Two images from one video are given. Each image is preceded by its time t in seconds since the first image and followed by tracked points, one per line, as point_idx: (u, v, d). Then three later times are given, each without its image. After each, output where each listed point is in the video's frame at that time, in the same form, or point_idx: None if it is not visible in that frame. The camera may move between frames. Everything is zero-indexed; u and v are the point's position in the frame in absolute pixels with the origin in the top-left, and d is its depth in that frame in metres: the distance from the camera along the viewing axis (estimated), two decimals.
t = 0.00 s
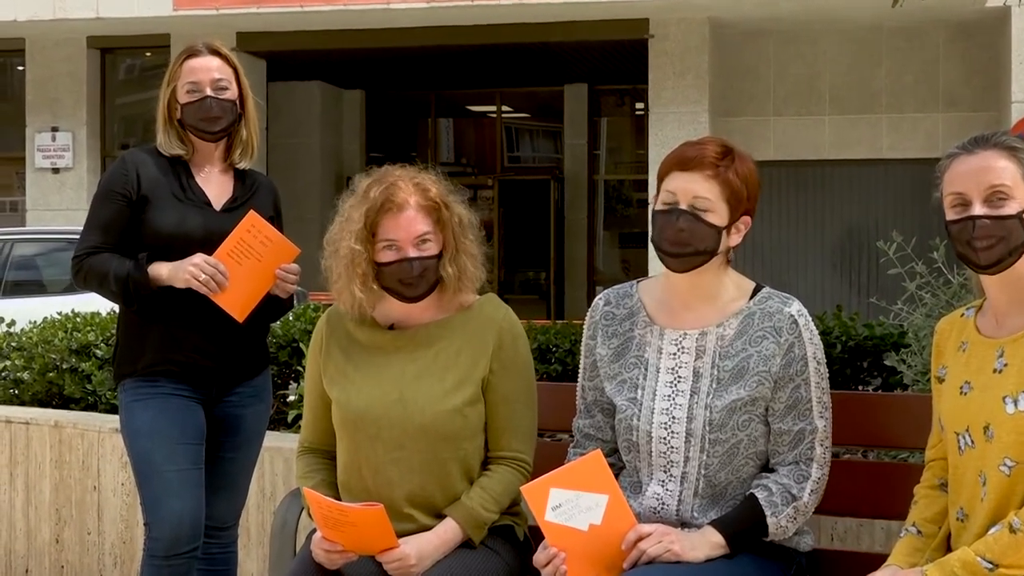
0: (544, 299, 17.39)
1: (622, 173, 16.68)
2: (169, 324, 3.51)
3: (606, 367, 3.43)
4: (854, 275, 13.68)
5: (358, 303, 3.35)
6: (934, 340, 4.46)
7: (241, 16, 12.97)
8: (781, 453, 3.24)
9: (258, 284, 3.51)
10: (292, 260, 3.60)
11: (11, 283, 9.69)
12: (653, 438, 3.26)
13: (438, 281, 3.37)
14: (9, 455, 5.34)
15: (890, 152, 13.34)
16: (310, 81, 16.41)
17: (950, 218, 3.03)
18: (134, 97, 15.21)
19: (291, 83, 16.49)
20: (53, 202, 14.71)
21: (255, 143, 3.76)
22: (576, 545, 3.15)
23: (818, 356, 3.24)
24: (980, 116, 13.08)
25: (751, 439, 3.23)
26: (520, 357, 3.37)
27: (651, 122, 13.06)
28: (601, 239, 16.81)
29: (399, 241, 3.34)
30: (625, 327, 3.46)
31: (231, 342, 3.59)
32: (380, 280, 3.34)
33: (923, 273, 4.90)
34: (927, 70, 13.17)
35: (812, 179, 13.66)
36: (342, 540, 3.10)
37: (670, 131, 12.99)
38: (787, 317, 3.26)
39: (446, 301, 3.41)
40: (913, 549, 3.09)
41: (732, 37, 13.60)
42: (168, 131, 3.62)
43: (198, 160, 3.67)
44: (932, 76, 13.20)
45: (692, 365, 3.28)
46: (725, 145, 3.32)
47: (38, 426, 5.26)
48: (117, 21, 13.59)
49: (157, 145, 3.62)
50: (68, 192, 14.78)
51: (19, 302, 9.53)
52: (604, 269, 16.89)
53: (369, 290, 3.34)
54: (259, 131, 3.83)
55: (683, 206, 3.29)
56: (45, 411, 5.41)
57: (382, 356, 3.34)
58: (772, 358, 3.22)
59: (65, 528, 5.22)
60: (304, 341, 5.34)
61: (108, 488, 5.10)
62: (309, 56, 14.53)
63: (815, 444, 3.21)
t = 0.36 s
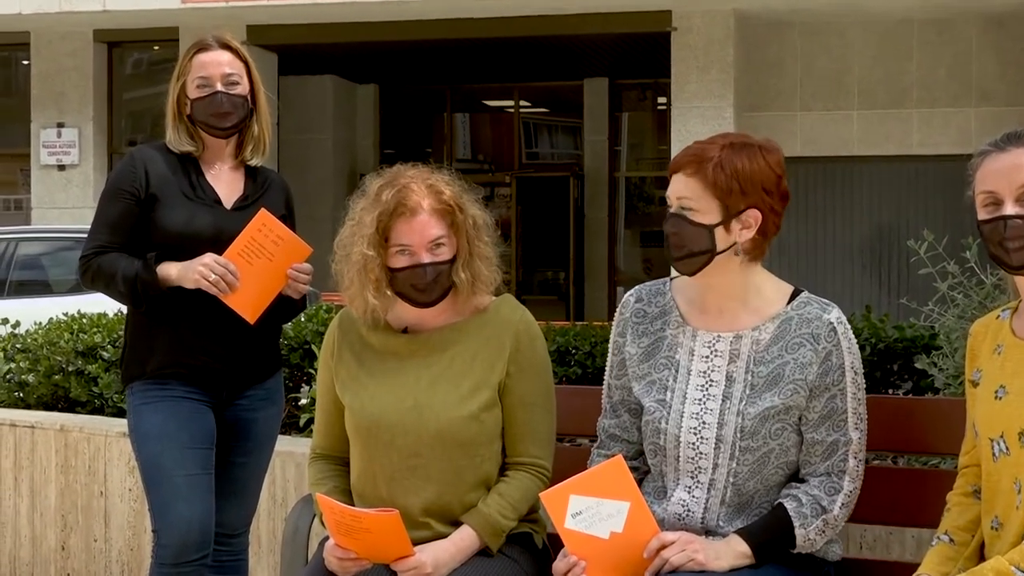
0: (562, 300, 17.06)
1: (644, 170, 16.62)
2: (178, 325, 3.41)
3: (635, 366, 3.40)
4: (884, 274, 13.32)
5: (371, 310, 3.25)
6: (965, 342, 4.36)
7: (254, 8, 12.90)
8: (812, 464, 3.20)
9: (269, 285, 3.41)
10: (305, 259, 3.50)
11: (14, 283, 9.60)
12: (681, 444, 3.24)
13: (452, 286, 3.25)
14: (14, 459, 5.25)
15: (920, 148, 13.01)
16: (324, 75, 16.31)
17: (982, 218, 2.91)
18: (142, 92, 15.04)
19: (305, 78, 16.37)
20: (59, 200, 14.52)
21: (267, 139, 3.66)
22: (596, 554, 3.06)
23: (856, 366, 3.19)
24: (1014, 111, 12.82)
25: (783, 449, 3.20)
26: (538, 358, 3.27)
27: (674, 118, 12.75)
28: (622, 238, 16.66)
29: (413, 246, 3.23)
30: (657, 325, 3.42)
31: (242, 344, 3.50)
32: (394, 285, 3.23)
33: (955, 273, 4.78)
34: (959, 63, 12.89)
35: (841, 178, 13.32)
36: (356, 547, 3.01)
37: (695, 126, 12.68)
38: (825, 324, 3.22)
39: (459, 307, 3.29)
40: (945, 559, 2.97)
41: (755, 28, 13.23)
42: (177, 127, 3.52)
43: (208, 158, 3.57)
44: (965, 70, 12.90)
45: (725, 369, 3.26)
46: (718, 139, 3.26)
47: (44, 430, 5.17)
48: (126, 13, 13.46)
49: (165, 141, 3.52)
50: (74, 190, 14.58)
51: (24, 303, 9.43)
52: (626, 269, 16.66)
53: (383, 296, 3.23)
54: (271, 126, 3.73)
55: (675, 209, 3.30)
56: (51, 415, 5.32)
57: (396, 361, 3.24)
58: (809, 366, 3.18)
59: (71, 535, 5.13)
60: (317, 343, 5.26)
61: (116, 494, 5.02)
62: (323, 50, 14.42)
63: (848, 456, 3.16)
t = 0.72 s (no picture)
0: (582, 300, 16.64)
1: (666, 167, 16.14)
2: (186, 326, 3.27)
3: (658, 368, 3.29)
4: (914, 275, 12.73)
5: (384, 304, 3.15)
6: (999, 345, 4.24)
7: None
8: (840, 471, 3.09)
9: (282, 286, 3.25)
10: (317, 258, 3.31)
11: (18, 283, 9.48)
12: (706, 449, 3.14)
13: (466, 279, 3.15)
14: (17, 464, 5.16)
15: (953, 143, 12.25)
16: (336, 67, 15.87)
17: (1015, 215, 2.79)
18: (147, 86, 14.65)
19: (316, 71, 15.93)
20: (64, 197, 14.15)
21: (279, 134, 3.46)
22: (616, 561, 2.95)
23: (887, 369, 3.08)
24: None
25: (810, 454, 3.10)
26: (556, 359, 3.16)
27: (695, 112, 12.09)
28: (642, 238, 16.16)
29: (425, 233, 3.13)
30: (681, 327, 3.31)
31: (252, 345, 3.35)
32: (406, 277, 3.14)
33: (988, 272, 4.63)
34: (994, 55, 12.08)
35: (867, 175, 12.68)
36: (369, 555, 2.91)
37: (718, 120, 11.98)
38: (856, 326, 3.11)
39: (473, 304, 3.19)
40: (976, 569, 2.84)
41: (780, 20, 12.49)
42: (186, 123, 3.35)
43: (218, 154, 3.40)
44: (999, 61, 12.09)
45: (752, 372, 3.16)
46: (736, 140, 3.16)
47: (47, 434, 5.08)
48: (133, 6, 13.14)
49: (174, 136, 3.35)
50: (79, 187, 14.18)
51: (27, 303, 9.32)
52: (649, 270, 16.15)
53: (395, 287, 3.14)
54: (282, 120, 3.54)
55: (692, 212, 3.22)
56: (55, 419, 5.22)
57: (408, 362, 3.14)
58: (838, 369, 3.08)
59: (75, 543, 5.04)
60: (327, 344, 5.14)
61: (121, 501, 4.93)
62: (335, 43, 14.09)
63: (877, 463, 3.06)
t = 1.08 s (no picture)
0: (602, 301, 15.84)
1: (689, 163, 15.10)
2: (194, 328, 3.13)
3: (680, 371, 3.19)
4: (946, 276, 12.37)
5: (394, 276, 3.10)
6: None
7: None
8: (868, 477, 2.99)
9: (294, 286, 3.11)
10: (330, 258, 3.17)
11: (20, 283, 9.24)
12: (729, 454, 3.04)
13: (484, 261, 3.05)
14: (20, 470, 5.07)
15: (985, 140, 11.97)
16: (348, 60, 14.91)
17: None
18: (153, 80, 14.36)
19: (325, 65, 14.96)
20: (67, 195, 13.88)
21: (291, 131, 3.29)
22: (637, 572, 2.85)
23: (917, 371, 2.97)
24: None
25: (838, 460, 2.99)
26: (572, 360, 3.04)
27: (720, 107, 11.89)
28: (664, 236, 15.19)
29: (442, 205, 3.06)
30: (704, 327, 3.20)
31: (262, 347, 3.20)
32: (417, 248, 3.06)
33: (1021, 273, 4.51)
34: None
35: (900, 176, 12.36)
36: (380, 564, 2.82)
37: (743, 115, 11.81)
38: (885, 326, 2.99)
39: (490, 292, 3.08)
40: None
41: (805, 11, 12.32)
42: (196, 118, 3.18)
43: (228, 150, 3.23)
44: None
45: (777, 375, 3.05)
46: (767, 136, 3.05)
47: (51, 439, 5.00)
48: None
49: (183, 132, 3.19)
50: (82, 183, 13.93)
51: (29, 304, 9.10)
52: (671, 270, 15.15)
53: (404, 258, 3.08)
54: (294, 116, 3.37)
55: (716, 208, 3.11)
56: (60, 424, 5.13)
57: (420, 361, 3.03)
58: (867, 371, 2.97)
59: (79, 551, 4.95)
60: (339, 347, 5.03)
61: (127, 507, 4.85)
62: (349, 34, 13.49)
63: (907, 469, 2.95)
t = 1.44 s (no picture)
0: (624, 302, 15.17)
1: (712, 159, 14.54)
2: (202, 329, 3.03)
3: (705, 373, 3.09)
4: (978, 275, 12.11)
5: (408, 279, 3.00)
6: None
7: None
8: (899, 484, 2.88)
9: (305, 286, 3.01)
10: (343, 258, 3.06)
11: (24, 284, 8.77)
12: (756, 459, 2.94)
13: (501, 262, 2.96)
14: (24, 476, 4.98)
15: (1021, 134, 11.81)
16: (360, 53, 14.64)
17: None
18: (162, 74, 14.00)
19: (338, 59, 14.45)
20: (73, 192, 13.42)
21: (303, 127, 3.20)
22: None
23: (950, 375, 2.86)
24: None
25: (868, 466, 2.89)
26: (590, 362, 2.94)
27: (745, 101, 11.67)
28: (687, 233, 14.56)
29: (458, 206, 2.97)
30: (731, 329, 3.10)
31: (272, 348, 3.10)
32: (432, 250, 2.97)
33: None
34: None
35: (936, 174, 12.13)
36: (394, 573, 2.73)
37: (769, 109, 11.55)
38: (918, 328, 2.89)
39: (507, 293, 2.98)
40: None
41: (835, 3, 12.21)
42: (205, 112, 3.10)
43: (237, 146, 3.14)
44: None
45: (806, 378, 2.95)
46: (788, 131, 2.95)
47: (55, 443, 4.90)
48: None
49: (192, 128, 3.10)
50: (88, 180, 13.49)
51: (34, 306, 8.62)
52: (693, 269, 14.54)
53: (420, 259, 2.98)
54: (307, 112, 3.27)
55: (739, 208, 3.02)
56: (64, 428, 5.04)
57: (435, 365, 2.93)
58: (898, 375, 2.86)
59: (84, 558, 4.87)
60: (352, 350, 4.91)
61: (133, 514, 4.76)
62: (363, 28, 13.26)
63: (940, 476, 2.84)
